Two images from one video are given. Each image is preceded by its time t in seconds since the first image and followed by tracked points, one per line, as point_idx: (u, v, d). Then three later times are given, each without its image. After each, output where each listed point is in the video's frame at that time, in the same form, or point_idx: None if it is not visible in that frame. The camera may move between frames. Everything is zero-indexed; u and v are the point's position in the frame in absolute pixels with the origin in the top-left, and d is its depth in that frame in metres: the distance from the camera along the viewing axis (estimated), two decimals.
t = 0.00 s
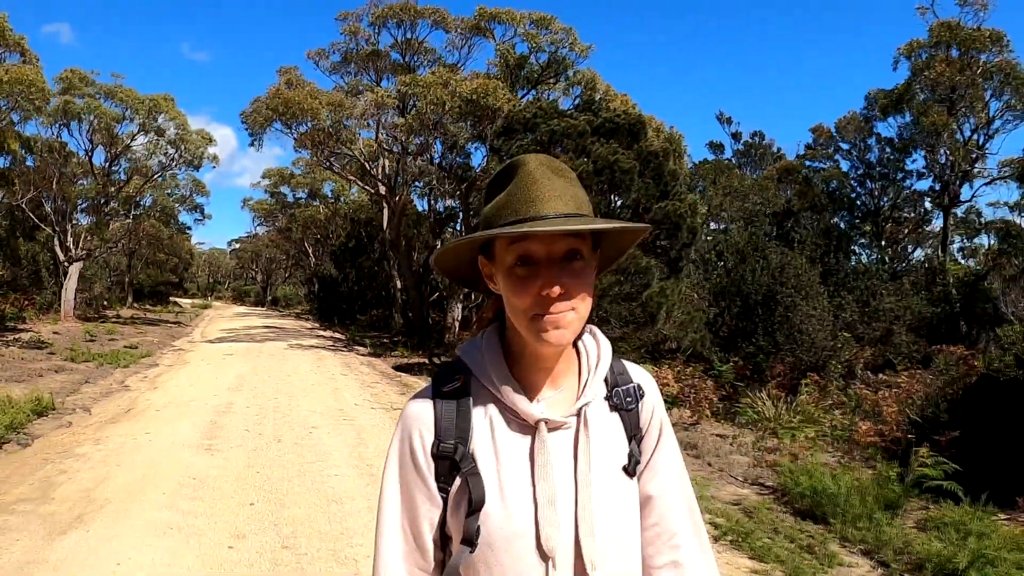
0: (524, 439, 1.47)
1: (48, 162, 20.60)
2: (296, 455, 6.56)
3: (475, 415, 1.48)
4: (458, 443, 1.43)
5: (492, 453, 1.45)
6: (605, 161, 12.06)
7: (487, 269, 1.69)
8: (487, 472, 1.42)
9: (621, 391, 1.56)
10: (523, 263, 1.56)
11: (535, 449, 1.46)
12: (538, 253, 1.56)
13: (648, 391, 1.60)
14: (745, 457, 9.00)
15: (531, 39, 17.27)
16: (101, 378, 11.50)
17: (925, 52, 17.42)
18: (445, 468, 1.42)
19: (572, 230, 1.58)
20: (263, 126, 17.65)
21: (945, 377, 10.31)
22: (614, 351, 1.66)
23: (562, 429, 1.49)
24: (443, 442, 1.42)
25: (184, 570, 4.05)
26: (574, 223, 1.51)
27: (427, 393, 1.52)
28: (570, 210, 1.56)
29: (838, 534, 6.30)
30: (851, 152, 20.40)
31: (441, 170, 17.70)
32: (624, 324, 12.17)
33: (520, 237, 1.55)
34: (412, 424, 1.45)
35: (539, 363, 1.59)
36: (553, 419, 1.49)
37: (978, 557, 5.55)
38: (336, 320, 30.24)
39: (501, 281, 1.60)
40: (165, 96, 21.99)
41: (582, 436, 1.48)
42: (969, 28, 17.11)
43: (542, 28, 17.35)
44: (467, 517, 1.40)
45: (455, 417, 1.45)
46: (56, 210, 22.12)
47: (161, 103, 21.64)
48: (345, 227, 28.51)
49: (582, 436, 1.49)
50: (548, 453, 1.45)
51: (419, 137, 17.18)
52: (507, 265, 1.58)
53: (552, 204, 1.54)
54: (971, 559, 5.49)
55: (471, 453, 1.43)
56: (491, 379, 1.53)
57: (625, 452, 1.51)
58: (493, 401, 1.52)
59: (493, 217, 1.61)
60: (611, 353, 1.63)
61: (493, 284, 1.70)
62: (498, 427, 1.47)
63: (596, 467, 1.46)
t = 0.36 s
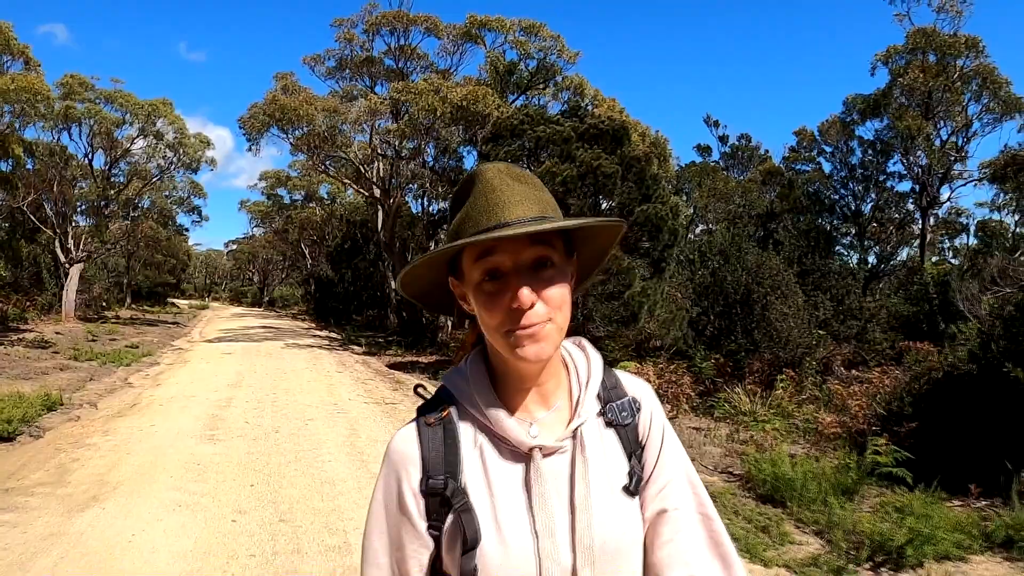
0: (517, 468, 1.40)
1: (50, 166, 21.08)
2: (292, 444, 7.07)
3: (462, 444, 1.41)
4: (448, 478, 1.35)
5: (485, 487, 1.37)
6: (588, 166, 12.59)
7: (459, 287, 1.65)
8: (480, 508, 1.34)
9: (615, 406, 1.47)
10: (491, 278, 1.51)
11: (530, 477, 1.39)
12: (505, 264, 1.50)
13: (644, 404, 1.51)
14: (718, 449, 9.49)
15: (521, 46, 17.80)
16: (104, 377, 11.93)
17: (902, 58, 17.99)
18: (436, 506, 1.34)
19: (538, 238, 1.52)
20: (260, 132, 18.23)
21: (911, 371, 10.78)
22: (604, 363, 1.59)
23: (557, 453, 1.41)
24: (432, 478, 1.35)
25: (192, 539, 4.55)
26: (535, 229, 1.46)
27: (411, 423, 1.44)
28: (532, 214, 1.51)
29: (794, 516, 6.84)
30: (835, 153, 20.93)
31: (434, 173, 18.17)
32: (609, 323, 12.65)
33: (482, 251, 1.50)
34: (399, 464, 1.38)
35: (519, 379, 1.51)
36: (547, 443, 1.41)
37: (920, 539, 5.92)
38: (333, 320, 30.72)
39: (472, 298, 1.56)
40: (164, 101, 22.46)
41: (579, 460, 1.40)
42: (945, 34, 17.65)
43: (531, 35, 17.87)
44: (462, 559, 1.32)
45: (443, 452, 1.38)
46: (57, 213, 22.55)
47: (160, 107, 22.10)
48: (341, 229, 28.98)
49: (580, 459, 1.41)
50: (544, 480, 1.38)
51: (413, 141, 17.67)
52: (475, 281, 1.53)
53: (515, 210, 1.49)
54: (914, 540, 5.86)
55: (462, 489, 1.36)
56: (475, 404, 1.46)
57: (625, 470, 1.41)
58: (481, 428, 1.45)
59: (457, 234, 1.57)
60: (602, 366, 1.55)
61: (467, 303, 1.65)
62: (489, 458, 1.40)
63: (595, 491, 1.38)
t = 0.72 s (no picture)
0: (541, 482, 1.41)
1: (50, 169, 21.50)
2: (289, 438, 7.50)
3: (483, 458, 1.38)
4: (464, 492, 1.31)
5: (504, 500, 1.36)
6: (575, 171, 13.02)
7: (488, 289, 1.61)
8: (499, 525, 1.33)
9: (637, 424, 1.60)
10: (528, 289, 1.48)
11: (553, 492, 1.41)
12: (545, 276, 1.47)
13: (657, 421, 1.67)
14: (695, 443, 9.92)
15: (512, 54, 18.25)
16: (106, 376, 12.31)
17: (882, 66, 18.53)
18: (449, 519, 1.29)
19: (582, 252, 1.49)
20: (257, 137, 18.71)
21: (882, 370, 11.26)
22: (628, 380, 1.70)
23: (580, 470, 1.46)
24: (447, 490, 1.30)
25: (198, 518, 5.03)
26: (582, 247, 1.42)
27: (426, 430, 1.36)
28: (578, 227, 1.47)
29: (758, 505, 7.28)
30: (819, 158, 21.46)
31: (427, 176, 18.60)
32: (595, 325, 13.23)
33: (523, 261, 1.46)
34: (409, 467, 1.31)
35: (548, 395, 1.52)
36: (571, 459, 1.44)
37: (871, 527, 6.31)
38: (329, 321, 31.17)
39: (503, 305, 1.53)
40: (163, 105, 22.89)
41: (601, 478, 1.46)
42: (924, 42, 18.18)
43: (522, 43, 18.33)
44: None
45: (461, 464, 1.33)
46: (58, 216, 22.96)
47: (159, 112, 22.54)
48: (337, 231, 29.41)
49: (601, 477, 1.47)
50: (567, 496, 1.40)
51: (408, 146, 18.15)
52: (510, 288, 1.50)
53: (559, 221, 1.45)
54: (865, 529, 6.25)
55: (479, 503, 1.33)
56: (499, 415, 1.43)
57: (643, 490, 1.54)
58: (501, 437, 1.43)
59: (493, 233, 1.52)
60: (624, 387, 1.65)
61: (495, 305, 1.62)
62: (508, 470, 1.39)
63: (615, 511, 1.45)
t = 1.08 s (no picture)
0: (526, 475, 1.43)
1: (51, 173, 21.99)
2: (281, 431, 7.99)
3: (465, 450, 1.41)
4: (445, 484, 1.34)
5: (487, 492, 1.39)
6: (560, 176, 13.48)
7: (485, 257, 1.65)
8: (481, 521, 1.35)
9: (635, 414, 1.57)
10: (530, 253, 1.51)
11: (540, 485, 1.42)
12: (548, 242, 1.51)
13: (660, 412, 1.62)
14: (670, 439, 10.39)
15: (502, 62, 18.76)
16: (107, 375, 12.72)
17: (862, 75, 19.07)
18: (430, 513, 1.33)
19: (588, 222, 1.54)
20: (254, 142, 19.20)
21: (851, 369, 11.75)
22: (627, 370, 1.67)
23: (569, 463, 1.47)
24: (427, 483, 1.34)
25: (197, 499, 5.51)
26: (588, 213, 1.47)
27: (409, 417, 1.42)
28: (587, 194, 1.50)
29: (721, 496, 7.75)
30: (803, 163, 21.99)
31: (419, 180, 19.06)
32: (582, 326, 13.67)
33: (530, 222, 1.51)
34: (391, 460, 1.35)
35: (538, 375, 1.56)
36: (558, 452, 1.46)
37: (821, 515, 6.76)
38: (325, 322, 31.66)
39: (501, 270, 1.56)
40: (161, 110, 23.36)
41: (592, 470, 1.47)
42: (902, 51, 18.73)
43: (512, 51, 18.84)
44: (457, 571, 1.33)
45: (441, 456, 1.36)
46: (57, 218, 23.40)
47: (157, 116, 23.01)
48: (332, 233, 29.86)
49: (592, 470, 1.48)
50: (553, 489, 1.41)
51: (401, 151, 18.62)
52: (510, 252, 1.53)
53: (570, 186, 1.48)
54: (814, 515, 6.71)
55: (462, 496, 1.36)
56: (481, 401, 1.46)
57: (641, 486, 1.52)
58: (485, 428, 1.46)
59: (499, 196, 1.56)
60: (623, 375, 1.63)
61: (492, 275, 1.65)
62: (492, 462, 1.42)
63: (608, 503, 1.44)
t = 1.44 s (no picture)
0: (531, 496, 1.43)
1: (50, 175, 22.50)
2: (274, 422, 8.54)
3: (468, 476, 1.38)
4: (452, 511, 1.31)
5: (493, 516, 1.38)
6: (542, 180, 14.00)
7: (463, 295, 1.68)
8: (491, 547, 1.33)
9: (627, 431, 1.56)
10: (506, 278, 1.55)
11: (544, 504, 1.42)
12: (522, 262, 1.55)
13: (654, 429, 1.61)
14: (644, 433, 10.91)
15: (490, 69, 19.33)
16: (105, 372, 13.15)
17: (838, 83, 19.76)
18: (440, 542, 1.28)
19: (554, 235, 1.59)
20: (248, 147, 19.74)
21: (817, 365, 12.29)
22: (616, 387, 1.67)
23: (571, 482, 1.46)
24: (433, 511, 1.30)
25: (196, 481, 6.05)
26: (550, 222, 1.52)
27: (408, 447, 1.40)
28: (543, 208, 1.57)
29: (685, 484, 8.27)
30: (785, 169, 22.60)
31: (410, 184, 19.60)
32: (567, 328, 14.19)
33: (499, 248, 1.56)
34: (398, 498, 1.33)
35: (534, 395, 1.56)
36: (561, 472, 1.46)
37: (772, 501, 7.29)
38: (318, 322, 32.17)
39: (483, 302, 1.59)
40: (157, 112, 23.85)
41: (595, 489, 1.46)
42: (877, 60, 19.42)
43: (500, 59, 19.42)
44: None
45: (446, 482, 1.34)
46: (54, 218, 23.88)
47: (153, 119, 23.50)
48: (325, 234, 30.36)
49: (595, 488, 1.48)
50: (559, 509, 1.40)
51: (392, 155, 19.17)
52: (489, 281, 1.57)
53: (528, 204, 1.55)
54: (766, 500, 7.24)
55: (469, 521, 1.33)
56: (480, 424, 1.46)
57: (641, 500, 1.50)
58: (486, 453, 1.45)
59: (462, 231, 1.61)
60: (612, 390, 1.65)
61: (474, 312, 1.68)
62: (496, 485, 1.41)
63: (611, 522, 1.44)
